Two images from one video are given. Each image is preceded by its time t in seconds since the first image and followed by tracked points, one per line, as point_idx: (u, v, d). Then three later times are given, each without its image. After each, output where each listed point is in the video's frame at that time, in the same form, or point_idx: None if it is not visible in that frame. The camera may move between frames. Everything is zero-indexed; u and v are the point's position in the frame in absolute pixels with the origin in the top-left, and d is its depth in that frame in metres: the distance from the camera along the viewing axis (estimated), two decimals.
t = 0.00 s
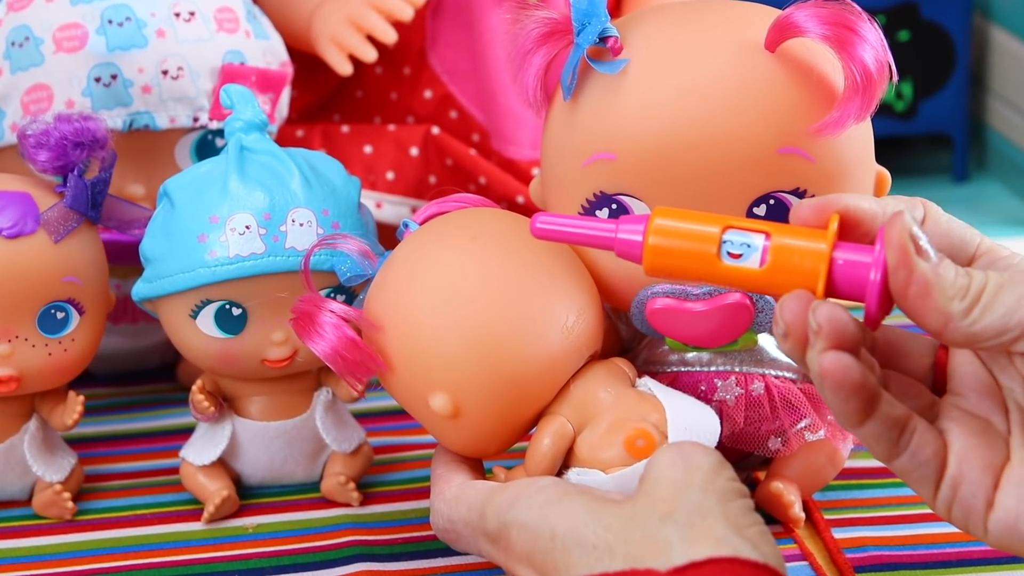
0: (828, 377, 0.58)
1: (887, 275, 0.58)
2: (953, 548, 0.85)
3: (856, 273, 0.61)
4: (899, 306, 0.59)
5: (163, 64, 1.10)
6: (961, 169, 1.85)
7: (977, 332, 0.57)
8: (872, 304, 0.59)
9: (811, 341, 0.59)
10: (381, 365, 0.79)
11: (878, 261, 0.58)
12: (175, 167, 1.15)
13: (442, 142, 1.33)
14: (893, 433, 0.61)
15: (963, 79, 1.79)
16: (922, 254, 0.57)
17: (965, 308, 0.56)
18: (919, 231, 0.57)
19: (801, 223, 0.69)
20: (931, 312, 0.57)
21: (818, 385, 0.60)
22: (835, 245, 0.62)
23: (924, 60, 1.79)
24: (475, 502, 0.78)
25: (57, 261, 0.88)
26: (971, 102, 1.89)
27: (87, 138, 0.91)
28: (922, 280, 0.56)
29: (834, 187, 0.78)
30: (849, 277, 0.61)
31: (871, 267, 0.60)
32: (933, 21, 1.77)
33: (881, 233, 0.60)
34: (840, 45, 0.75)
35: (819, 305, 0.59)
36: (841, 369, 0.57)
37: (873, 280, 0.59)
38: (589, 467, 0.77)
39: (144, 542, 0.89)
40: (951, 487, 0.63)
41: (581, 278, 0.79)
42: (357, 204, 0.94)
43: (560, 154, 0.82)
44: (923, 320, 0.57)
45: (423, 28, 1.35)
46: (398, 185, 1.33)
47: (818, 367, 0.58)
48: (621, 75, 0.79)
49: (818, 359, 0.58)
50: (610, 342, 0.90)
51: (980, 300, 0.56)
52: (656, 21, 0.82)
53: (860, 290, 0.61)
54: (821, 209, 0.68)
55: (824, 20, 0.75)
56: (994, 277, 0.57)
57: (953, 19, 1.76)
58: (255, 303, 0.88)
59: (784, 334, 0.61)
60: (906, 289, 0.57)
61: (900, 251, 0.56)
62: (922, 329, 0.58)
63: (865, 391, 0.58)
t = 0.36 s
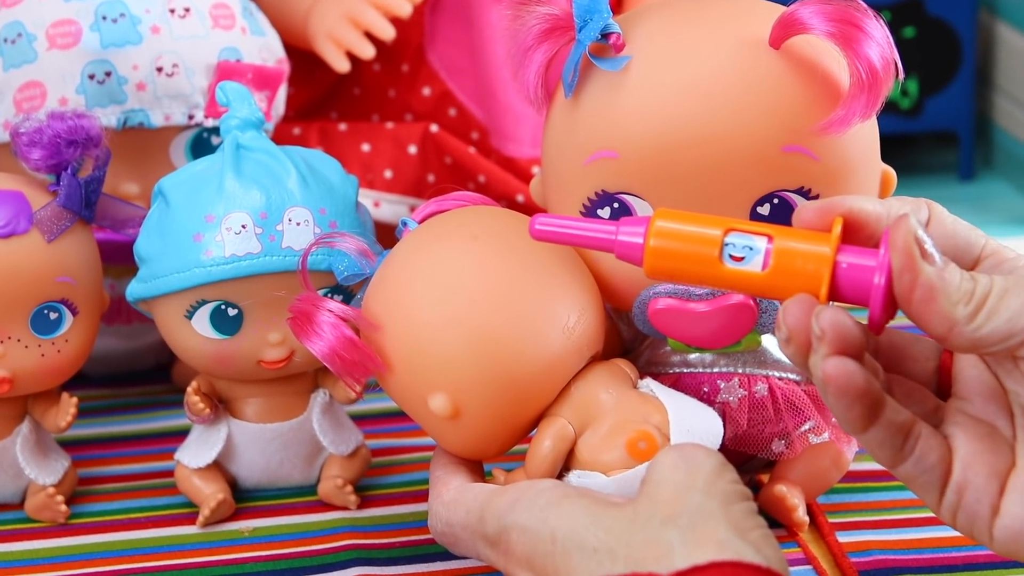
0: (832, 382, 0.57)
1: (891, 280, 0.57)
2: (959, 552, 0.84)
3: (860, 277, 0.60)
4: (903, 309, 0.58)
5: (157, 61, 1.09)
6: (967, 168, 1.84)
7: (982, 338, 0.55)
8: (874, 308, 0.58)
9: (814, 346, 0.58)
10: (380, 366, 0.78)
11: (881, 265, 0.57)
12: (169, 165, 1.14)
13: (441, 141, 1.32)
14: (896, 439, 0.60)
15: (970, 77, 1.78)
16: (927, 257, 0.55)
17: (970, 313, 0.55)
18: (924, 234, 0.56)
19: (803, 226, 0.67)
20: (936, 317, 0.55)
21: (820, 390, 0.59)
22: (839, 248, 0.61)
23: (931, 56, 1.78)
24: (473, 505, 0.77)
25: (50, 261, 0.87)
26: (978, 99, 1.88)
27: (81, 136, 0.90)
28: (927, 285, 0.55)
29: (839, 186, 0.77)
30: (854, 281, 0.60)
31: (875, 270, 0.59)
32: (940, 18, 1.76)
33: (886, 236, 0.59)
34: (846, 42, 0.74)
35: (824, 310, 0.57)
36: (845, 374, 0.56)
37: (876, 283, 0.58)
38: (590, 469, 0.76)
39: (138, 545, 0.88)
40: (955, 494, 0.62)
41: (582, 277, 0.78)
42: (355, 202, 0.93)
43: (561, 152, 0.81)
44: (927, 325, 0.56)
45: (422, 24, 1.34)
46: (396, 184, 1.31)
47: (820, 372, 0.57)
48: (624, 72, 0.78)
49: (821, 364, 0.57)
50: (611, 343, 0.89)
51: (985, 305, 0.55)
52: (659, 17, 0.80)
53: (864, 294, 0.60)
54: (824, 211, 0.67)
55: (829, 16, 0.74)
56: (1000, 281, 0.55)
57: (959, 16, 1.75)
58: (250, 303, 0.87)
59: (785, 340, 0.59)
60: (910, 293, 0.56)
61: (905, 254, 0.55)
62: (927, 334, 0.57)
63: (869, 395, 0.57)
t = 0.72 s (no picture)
0: (839, 384, 0.55)
1: (901, 280, 0.55)
2: (969, 557, 0.82)
3: (869, 277, 0.58)
4: (912, 310, 0.56)
5: (149, 56, 1.08)
6: (977, 165, 1.82)
7: (994, 340, 0.53)
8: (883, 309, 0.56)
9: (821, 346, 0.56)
10: (377, 365, 0.76)
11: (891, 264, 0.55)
12: (162, 163, 1.12)
13: (439, 137, 1.31)
14: (905, 442, 0.58)
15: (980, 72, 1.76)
16: (938, 257, 0.53)
17: (981, 314, 0.53)
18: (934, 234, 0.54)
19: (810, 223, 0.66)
20: (946, 317, 0.53)
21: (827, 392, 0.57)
22: (848, 247, 0.59)
23: (941, 51, 1.76)
24: (471, 509, 0.75)
25: (39, 260, 0.85)
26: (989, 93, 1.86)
27: (71, 132, 0.88)
28: (938, 285, 0.53)
29: (846, 184, 0.75)
30: (863, 281, 0.58)
31: (884, 270, 0.57)
32: (950, 12, 1.74)
33: (897, 235, 0.57)
34: (853, 36, 0.72)
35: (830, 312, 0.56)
36: (853, 376, 0.55)
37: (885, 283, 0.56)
38: (592, 472, 0.74)
39: (129, 550, 0.86)
40: (966, 498, 0.60)
41: (584, 276, 0.76)
42: (351, 200, 0.91)
43: (562, 149, 0.79)
44: (937, 327, 0.54)
45: (419, 18, 1.33)
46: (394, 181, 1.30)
47: (827, 374, 0.56)
48: (626, 67, 0.76)
49: (828, 366, 0.55)
50: (613, 344, 0.87)
51: (997, 306, 0.53)
52: (663, 10, 0.78)
53: (873, 294, 0.58)
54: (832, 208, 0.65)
55: (835, 9, 0.72)
56: (1010, 283, 0.53)
57: (968, 11, 1.73)
58: (244, 304, 0.85)
59: (792, 340, 0.57)
60: (920, 293, 0.54)
61: (915, 254, 0.53)
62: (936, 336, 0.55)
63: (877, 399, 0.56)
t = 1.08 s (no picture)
0: (838, 386, 0.54)
1: (909, 272, 0.54)
2: (975, 561, 0.81)
3: (876, 270, 0.57)
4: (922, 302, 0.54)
5: (143, 52, 1.06)
6: (984, 162, 1.81)
7: (1010, 329, 0.52)
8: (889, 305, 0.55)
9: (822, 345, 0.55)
10: (381, 347, 0.74)
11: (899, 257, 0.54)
12: (157, 161, 1.11)
13: (438, 135, 1.31)
14: (910, 445, 0.57)
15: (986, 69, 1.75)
16: (948, 247, 0.52)
17: (997, 302, 0.51)
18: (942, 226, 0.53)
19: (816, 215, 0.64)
20: (961, 307, 0.52)
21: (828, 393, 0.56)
22: (855, 239, 0.58)
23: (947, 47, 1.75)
24: (467, 512, 0.73)
25: (31, 260, 0.84)
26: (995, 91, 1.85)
27: (64, 130, 0.87)
28: (949, 275, 0.52)
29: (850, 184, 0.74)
30: (869, 274, 0.57)
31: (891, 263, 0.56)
32: (956, 8, 1.73)
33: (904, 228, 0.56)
34: (857, 34, 0.70)
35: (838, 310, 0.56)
36: (853, 378, 0.53)
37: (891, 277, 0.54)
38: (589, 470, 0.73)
39: (123, 554, 0.85)
40: (973, 502, 0.59)
41: (589, 273, 0.75)
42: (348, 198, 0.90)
43: (563, 147, 0.78)
44: (952, 316, 0.53)
45: (418, 14, 1.31)
46: (392, 179, 1.31)
47: (827, 374, 0.54)
48: (626, 65, 0.75)
49: (828, 366, 0.54)
50: (613, 345, 0.85)
51: (1012, 295, 0.52)
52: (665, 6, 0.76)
53: (880, 288, 0.57)
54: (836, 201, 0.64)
55: (839, 7, 0.70)
56: None
57: (974, 7, 1.72)
58: (239, 303, 0.84)
59: (795, 336, 0.56)
60: (932, 285, 0.52)
61: (924, 245, 0.52)
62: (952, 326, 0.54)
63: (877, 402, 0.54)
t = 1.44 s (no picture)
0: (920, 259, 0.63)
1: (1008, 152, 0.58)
2: (985, 566, 0.79)
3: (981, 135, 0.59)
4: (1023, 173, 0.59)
5: (136, 47, 1.05)
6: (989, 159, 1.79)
7: None
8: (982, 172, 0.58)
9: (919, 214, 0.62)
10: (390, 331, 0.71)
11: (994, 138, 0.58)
12: (149, 158, 1.10)
13: (436, 131, 1.29)
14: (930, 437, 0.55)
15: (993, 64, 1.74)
16: None
17: None
18: None
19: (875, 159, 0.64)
20: None
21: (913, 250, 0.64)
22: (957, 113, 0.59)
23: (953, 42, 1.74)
24: (465, 513, 0.72)
25: (21, 260, 0.82)
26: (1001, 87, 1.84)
27: (56, 127, 0.86)
28: None
29: (855, 183, 0.72)
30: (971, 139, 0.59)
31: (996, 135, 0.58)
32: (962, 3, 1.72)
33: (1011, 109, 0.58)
34: (863, 29, 0.69)
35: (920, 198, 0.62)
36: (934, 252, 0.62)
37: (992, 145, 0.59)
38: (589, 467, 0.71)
39: (116, 558, 0.84)
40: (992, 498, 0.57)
41: (592, 268, 0.73)
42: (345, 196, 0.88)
43: (563, 144, 0.76)
44: None
45: (416, 11, 1.30)
46: (390, 176, 1.29)
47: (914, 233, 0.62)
48: (628, 60, 0.73)
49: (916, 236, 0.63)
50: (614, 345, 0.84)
51: None
52: None
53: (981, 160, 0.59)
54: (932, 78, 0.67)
55: (845, 2, 0.69)
56: None
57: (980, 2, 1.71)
58: (233, 304, 0.82)
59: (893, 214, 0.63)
60: None
61: None
62: None
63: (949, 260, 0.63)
